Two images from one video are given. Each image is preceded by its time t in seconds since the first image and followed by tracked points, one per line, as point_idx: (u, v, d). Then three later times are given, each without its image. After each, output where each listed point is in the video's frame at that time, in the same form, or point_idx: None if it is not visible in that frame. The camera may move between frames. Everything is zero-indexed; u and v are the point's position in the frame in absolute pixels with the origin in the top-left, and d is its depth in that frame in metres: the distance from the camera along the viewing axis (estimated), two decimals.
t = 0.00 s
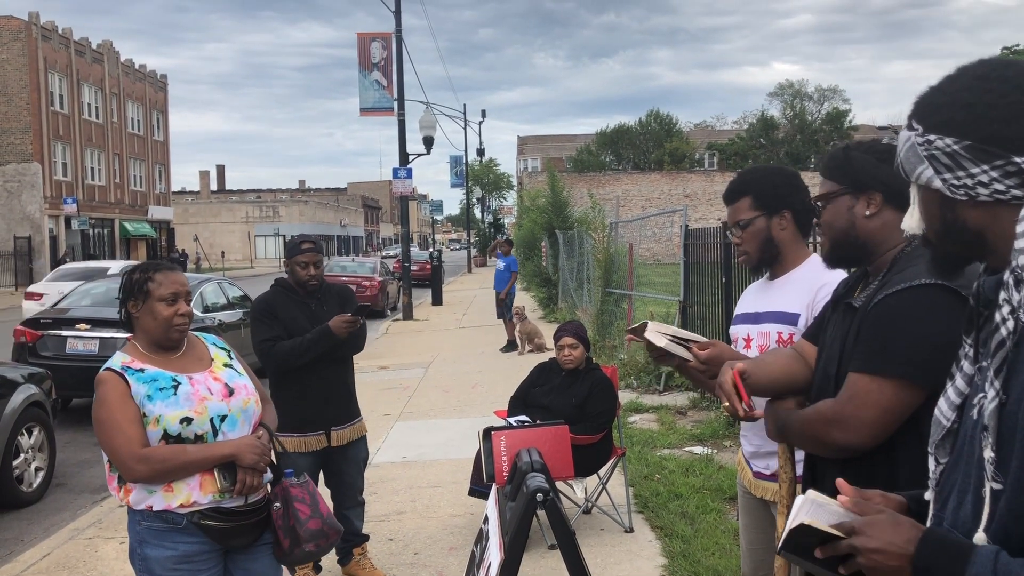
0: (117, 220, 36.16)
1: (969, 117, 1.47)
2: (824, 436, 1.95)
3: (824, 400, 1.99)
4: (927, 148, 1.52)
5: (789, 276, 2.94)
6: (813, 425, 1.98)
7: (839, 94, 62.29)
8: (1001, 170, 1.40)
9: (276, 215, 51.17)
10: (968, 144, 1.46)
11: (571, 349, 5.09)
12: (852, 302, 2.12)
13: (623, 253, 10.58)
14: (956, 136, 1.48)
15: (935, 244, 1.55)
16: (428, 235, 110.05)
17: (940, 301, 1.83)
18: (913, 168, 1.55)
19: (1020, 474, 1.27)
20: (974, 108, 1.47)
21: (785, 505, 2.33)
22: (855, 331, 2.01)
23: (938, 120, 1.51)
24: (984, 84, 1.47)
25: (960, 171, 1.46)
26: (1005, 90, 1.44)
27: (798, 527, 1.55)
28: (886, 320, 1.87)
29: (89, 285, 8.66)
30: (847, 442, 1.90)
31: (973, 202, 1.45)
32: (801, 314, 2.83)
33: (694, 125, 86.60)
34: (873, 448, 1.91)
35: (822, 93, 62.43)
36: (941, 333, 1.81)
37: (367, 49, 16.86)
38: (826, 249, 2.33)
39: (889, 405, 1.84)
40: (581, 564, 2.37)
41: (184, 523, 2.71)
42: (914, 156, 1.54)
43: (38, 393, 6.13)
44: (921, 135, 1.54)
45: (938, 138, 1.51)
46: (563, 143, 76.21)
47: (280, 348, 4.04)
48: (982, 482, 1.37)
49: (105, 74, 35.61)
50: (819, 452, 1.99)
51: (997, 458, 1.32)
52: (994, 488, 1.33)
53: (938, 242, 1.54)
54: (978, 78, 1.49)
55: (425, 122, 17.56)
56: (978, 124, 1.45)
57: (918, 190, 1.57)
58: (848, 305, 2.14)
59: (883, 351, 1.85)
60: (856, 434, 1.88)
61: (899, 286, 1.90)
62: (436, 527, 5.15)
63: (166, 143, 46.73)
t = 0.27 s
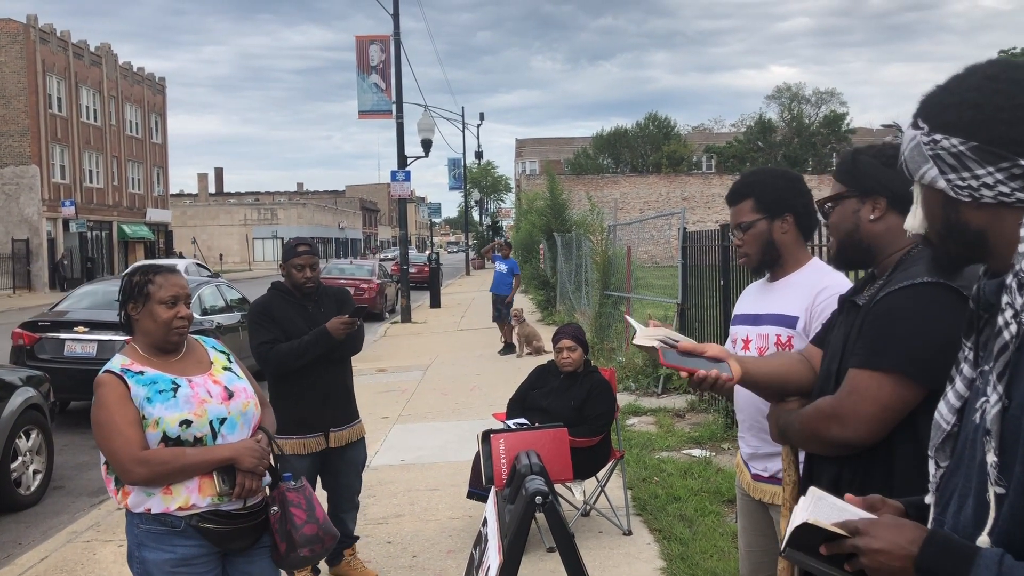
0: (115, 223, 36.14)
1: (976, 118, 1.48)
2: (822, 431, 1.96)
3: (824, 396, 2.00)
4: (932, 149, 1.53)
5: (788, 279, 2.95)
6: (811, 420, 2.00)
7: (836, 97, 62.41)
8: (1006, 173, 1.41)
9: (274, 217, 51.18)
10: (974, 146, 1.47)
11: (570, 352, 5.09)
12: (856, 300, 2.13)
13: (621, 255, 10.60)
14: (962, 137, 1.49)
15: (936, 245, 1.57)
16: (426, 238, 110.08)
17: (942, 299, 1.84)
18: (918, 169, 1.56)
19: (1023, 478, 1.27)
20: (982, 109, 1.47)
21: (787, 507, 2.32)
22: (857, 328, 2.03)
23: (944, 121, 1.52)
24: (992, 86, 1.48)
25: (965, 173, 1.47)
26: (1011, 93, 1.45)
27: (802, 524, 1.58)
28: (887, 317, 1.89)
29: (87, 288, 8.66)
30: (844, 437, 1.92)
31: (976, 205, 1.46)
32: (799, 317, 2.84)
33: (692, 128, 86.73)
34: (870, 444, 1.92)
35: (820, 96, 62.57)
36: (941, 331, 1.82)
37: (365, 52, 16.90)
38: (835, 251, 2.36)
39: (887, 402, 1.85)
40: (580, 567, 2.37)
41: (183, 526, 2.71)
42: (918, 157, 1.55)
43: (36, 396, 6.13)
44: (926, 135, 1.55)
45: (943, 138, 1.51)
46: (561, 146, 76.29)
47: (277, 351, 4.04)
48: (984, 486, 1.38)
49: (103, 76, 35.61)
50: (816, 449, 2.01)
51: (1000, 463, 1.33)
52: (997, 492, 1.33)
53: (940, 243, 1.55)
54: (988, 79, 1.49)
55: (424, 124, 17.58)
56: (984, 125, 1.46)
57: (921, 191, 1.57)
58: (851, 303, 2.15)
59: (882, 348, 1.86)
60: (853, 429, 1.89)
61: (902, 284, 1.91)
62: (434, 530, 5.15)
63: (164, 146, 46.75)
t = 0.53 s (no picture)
0: (111, 225, 36.07)
1: (967, 123, 1.48)
2: (819, 429, 1.96)
3: (821, 395, 2.00)
4: (926, 153, 1.53)
5: (785, 282, 2.95)
6: (809, 418, 1.99)
7: (832, 100, 62.54)
8: (996, 179, 1.41)
9: (271, 220, 51.12)
10: (965, 151, 1.47)
11: (566, 354, 5.10)
12: (854, 299, 2.13)
13: (618, 258, 10.60)
14: (953, 143, 1.49)
15: (931, 247, 1.57)
16: (423, 240, 110.06)
17: (940, 298, 1.85)
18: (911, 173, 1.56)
19: (1021, 485, 1.27)
20: (974, 113, 1.47)
21: (784, 511, 2.31)
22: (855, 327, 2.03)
23: (935, 125, 1.52)
24: (984, 90, 1.48)
25: (957, 179, 1.47)
26: (1002, 97, 1.45)
27: (802, 524, 1.57)
28: (886, 314, 1.89)
29: (84, 291, 8.64)
30: (840, 434, 1.92)
31: (968, 210, 1.47)
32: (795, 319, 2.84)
33: (689, 131, 86.83)
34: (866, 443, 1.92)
35: (817, 99, 62.69)
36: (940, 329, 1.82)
37: (362, 55, 16.90)
38: (831, 250, 2.36)
39: (886, 399, 1.84)
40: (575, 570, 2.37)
41: (179, 529, 2.71)
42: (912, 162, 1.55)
43: (31, 399, 6.10)
44: (919, 138, 1.55)
45: (935, 143, 1.52)
46: (558, 149, 76.32)
47: (278, 351, 4.02)
48: (980, 492, 1.38)
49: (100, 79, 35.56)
50: (814, 448, 2.00)
51: (996, 470, 1.33)
52: (994, 499, 1.33)
53: (937, 244, 1.55)
54: (981, 83, 1.49)
55: (421, 127, 17.59)
56: (975, 130, 1.46)
57: (917, 194, 1.57)
58: (849, 303, 2.15)
59: (882, 345, 1.86)
60: (850, 427, 1.89)
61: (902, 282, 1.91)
62: (430, 533, 5.14)
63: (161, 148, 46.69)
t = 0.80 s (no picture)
0: (108, 228, 36.02)
1: (967, 124, 1.48)
2: (821, 433, 1.96)
3: (822, 399, 2.00)
4: (927, 156, 1.54)
5: (781, 285, 2.96)
6: (810, 423, 1.99)
7: (829, 103, 62.69)
8: (995, 180, 1.42)
9: (268, 223, 51.06)
10: (965, 152, 1.47)
11: (563, 357, 5.11)
12: (854, 304, 2.14)
13: (615, 261, 10.61)
14: (953, 144, 1.50)
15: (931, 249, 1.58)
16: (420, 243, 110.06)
17: (944, 303, 1.86)
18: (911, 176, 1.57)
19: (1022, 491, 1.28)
20: (974, 114, 1.47)
21: (779, 514, 2.32)
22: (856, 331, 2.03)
23: (935, 126, 1.53)
24: (984, 91, 1.48)
25: (958, 180, 1.48)
26: (1002, 98, 1.45)
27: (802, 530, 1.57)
28: (890, 319, 1.90)
29: (80, 294, 8.63)
30: (844, 439, 1.92)
31: (967, 211, 1.48)
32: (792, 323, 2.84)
33: (686, 134, 86.92)
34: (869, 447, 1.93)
35: (813, 102, 62.81)
36: (944, 334, 1.84)
37: (359, 58, 16.88)
38: (832, 250, 2.37)
39: (890, 403, 1.85)
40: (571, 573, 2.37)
41: (174, 533, 2.70)
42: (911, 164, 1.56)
43: (28, 402, 6.09)
44: (919, 139, 1.56)
45: (935, 144, 1.52)
46: (556, 151, 76.38)
47: (282, 353, 4.04)
48: (980, 497, 1.38)
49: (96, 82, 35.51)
50: (815, 452, 2.00)
51: (996, 475, 1.34)
52: (994, 503, 1.34)
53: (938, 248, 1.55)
54: (981, 84, 1.50)
55: (418, 130, 17.60)
56: (975, 130, 1.47)
57: (918, 196, 1.58)
58: (848, 307, 2.15)
59: (887, 350, 1.87)
60: (853, 432, 1.89)
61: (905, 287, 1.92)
62: (427, 536, 5.14)
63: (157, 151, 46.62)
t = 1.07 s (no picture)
0: (105, 230, 35.98)
1: (967, 127, 1.49)
2: (822, 441, 1.97)
3: (824, 406, 2.01)
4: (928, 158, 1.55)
5: (779, 287, 2.97)
6: (811, 429, 2.00)
7: (826, 105, 62.77)
8: (994, 183, 1.43)
9: (265, 225, 51.00)
10: (966, 154, 1.48)
11: (561, 360, 5.11)
12: (855, 308, 2.13)
13: (612, 263, 10.61)
14: (955, 146, 1.50)
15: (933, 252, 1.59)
16: (418, 245, 110.07)
17: (946, 312, 1.85)
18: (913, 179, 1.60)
19: None
20: (974, 117, 1.48)
21: (778, 517, 2.33)
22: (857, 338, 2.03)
23: (936, 130, 1.54)
24: (985, 92, 1.49)
25: (959, 183, 1.48)
26: (1002, 100, 1.45)
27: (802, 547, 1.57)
28: (892, 328, 1.89)
29: (78, 296, 8.62)
30: (847, 447, 1.93)
31: (967, 214, 1.48)
32: (789, 326, 2.85)
33: (683, 137, 87.00)
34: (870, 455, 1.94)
35: (811, 105, 62.93)
36: (947, 343, 1.83)
37: (357, 60, 16.85)
38: (830, 252, 2.37)
39: (891, 412, 1.86)
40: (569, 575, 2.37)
41: (171, 536, 2.70)
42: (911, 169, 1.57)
43: (25, 404, 6.08)
44: (922, 142, 1.57)
45: (936, 146, 1.53)
46: (554, 154, 76.43)
47: (283, 354, 4.03)
48: (984, 505, 1.38)
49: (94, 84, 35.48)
50: (817, 458, 2.01)
51: (1001, 484, 1.33)
52: (999, 513, 1.33)
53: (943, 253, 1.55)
54: (981, 87, 1.50)
55: (416, 132, 17.60)
56: (976, 133, 1.47)
57: (922, 199, 1.60)
58: (848, 312, 2.15)
59: (888, 359, 1.87)
60: (855, 439, 1.90)
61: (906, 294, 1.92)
62: (425, 538, 5.14)
63: (155, 153, 46.57)
